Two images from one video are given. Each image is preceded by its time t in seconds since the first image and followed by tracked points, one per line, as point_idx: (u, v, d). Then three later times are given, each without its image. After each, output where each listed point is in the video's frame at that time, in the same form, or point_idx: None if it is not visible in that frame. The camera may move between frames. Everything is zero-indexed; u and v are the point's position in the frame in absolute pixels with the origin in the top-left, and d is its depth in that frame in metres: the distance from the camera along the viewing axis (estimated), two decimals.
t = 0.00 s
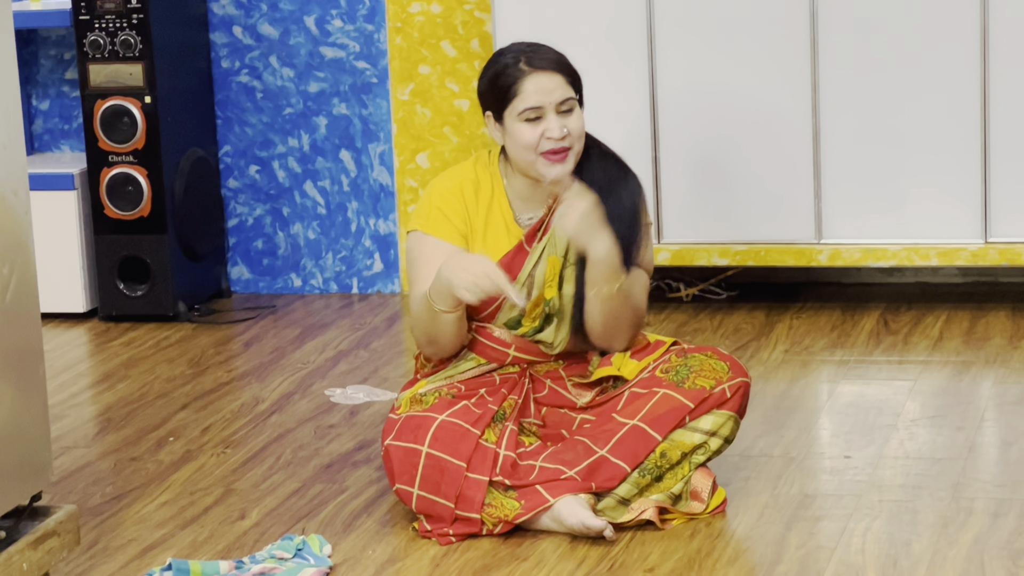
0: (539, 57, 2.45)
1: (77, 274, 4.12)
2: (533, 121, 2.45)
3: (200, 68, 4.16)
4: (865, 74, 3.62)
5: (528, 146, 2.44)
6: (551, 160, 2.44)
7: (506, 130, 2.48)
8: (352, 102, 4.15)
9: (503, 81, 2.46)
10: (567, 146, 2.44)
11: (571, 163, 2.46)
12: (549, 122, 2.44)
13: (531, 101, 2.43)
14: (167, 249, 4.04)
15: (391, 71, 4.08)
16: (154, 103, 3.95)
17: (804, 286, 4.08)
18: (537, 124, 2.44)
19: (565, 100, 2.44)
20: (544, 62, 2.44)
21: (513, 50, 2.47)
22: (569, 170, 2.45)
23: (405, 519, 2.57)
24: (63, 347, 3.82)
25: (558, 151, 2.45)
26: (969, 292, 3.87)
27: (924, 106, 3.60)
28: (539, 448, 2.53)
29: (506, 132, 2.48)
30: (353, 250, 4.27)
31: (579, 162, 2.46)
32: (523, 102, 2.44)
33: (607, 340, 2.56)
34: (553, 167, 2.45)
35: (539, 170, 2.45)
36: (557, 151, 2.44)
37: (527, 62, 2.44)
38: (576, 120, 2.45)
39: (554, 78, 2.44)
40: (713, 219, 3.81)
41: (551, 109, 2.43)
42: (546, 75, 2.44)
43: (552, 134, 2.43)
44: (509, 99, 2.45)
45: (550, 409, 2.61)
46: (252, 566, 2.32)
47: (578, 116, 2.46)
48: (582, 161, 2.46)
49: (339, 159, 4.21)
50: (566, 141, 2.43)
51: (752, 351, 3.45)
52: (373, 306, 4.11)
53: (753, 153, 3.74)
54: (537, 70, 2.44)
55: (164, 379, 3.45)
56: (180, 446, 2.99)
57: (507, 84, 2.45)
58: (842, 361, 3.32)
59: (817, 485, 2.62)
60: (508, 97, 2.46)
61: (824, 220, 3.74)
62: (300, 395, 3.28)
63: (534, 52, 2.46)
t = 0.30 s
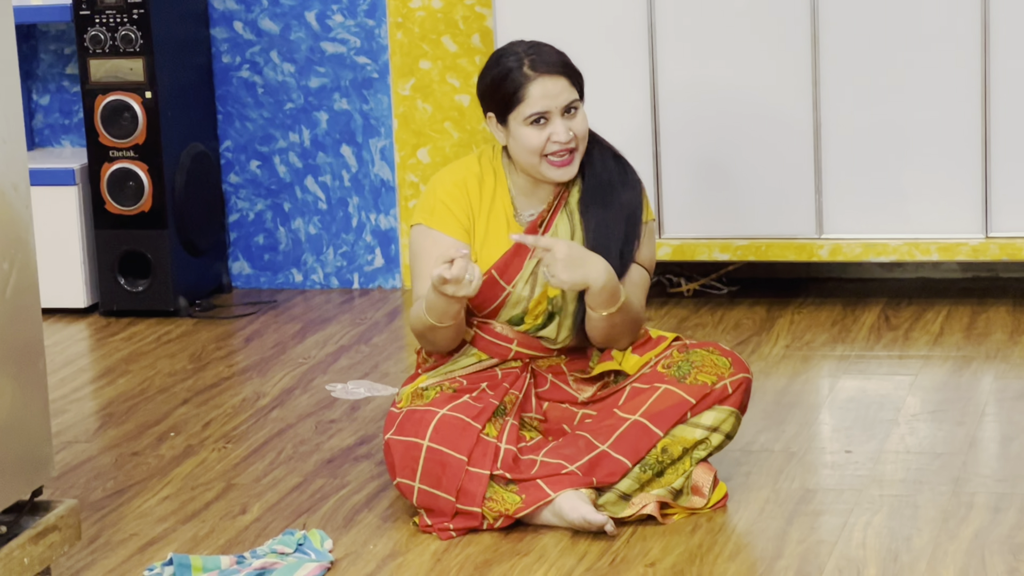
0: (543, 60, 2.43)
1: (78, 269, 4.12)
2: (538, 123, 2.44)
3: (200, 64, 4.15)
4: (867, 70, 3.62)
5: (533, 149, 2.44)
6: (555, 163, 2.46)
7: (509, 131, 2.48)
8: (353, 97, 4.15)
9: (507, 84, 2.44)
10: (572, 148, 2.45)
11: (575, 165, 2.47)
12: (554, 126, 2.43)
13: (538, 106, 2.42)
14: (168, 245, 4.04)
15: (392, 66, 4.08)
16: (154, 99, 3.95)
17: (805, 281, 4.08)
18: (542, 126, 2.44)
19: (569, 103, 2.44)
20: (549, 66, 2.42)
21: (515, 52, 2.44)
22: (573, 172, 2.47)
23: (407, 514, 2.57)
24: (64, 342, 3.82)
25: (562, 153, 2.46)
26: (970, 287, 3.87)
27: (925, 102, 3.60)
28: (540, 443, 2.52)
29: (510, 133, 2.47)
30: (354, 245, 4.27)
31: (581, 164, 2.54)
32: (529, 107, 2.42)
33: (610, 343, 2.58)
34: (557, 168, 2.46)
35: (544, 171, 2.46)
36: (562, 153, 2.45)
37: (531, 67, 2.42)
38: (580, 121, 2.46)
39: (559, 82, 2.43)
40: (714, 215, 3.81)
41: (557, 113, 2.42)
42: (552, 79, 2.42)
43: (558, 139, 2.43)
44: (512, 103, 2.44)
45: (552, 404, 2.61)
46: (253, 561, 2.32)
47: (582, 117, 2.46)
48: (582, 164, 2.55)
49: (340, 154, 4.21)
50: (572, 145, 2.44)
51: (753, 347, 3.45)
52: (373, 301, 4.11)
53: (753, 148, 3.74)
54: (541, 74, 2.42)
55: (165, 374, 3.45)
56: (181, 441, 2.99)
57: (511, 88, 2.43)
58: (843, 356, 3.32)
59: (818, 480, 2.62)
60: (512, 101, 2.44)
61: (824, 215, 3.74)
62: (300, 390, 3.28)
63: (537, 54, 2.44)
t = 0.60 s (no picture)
0: (543, 55, 2.43)
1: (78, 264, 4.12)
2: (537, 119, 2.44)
3: (200, 59, 4.16)
4: (868, 65, 3.62)
5: (531, 144, 2.44)
6: (552, 158, 2.45)
7: (507, 125, 2.48)
8: (354, 92, 4.15)
9: (506, 79, 2.44)
10: (571, 144, 2.45)
11: (572, 161, 2.47)
12: (553, 122, 2.43)
13: (536, 101, 2.42)
14: (168, 240, 4.05)
15: (392, 61, 4.08)
16: (155, 94, 3.96)
17: (805, 276, 4.08)
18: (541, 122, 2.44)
19: (569, 98, 2.44)
20: (548, 62, 2.42)
21: (515, 46, 2.44)
22: (571, 167, 2.47)
23: (407, 509, 2.57)
24: (64, 337, 3.82)
25: (560, 148, 2.46)
26: (970, 282, 3.87)
27: (925, 97, 3.61)
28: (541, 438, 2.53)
29: (508, 128, 2.47)
30: (354, 240, 4.27)
31: (579, 157, 2.55)
32: (528, 102, 2.42)
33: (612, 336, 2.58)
34: (554, 164, 2.46)
35: (541, 166, 2.46)
36: (560, 148, 2.45)
37: (531, 62, 2.43)
38: (579, 117, 2.46)
39: (559, 77, 2.43)
40: (715, 209, 3.81)
41: (556, 109, 2.42)
42: (551, 75, 2.42)
43: (557, 134, 2.43)
44: (511, 97, 2.44)
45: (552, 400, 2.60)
46: (253, 555, 2.33)
47: (580, 113, 2.46)
48: (580, 158, 2.55)
49: (340, 149, 4.21)
50: (570, 140, 2.44)
51: (753, 342, 3.45)
52: (373, 296, 4.12)
53: (754, 143, 3.75)
54: (542, 69, 2.42)
55: (165, 369, 3.45)
56: (181, 435, 2.99)
57: (510, 83, 2.44)
58: (843, 351, 3.32)
59: (818, 474, 2.62)
60: (510, 96, 2.44)
61: (824, 210, 3.74)
62: (301, 385, 3.29)
63: (537, 49, 2.44)
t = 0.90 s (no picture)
0: (537, 56, 2.43)
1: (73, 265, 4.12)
2: (532, 119, 2.44)
3: (197, 60, 4.15)
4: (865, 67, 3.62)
5: (526, 145, 2.44)
6: (548, 158, 2.45)
7: (503, 126, 2.47)
8: (350, 93, 4.15)
9: (501, 81, 2.44)
10: (566, 144, 2.44)
11: (568, 161, 2.47)
12: (548, 123, 2.43)
13: (531, 103, 2.42)
14: (164, 240, 4.04)
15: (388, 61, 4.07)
16: (151, 94, 3.95)
17: (801, 276, 4.08)
18: (536, 123, 2.44)
19: (564, 99, 2.43)
20: (543, 63, 2.42)
21: (509, 48, 2.44)
22: (567, 167, 2.46)
23: (402, 510, 2.57)
24: (60, 338, 3.82)
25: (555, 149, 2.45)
26: (967, 283, 3.88)
27: (921, 98, 3.60)
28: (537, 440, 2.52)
29: (504, 128, 2.47)
30: (350, 241, 4.27)
31: (574, 158, 2.54)
32: (523, 104, 2.42)
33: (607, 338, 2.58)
34: (550, 164, 2.46)
35: (537, 166, 2.46)
36: (555, 149, 2.45)
37: (526, 63, 2.42)
38: (574, 118, 2.46)
39: (554, 78, 2.42)
40: (711, 210, 3.81)
41: (550, 110, 2.42)
42: (546, 76, 2.42)
43: (551, 135, 2.43)
44: (506, 98, 2.44)
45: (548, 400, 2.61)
46: (249, 557, 2.32)
47: (575, 113, 2.46)
48: (575, 159, 2.54)
49: (336, 149, 4.20)
50: (565, 141, 2.43)
51: (749, 343, 3.44)
52: (369, 297, 4.11)
53: (750, 144, 3.74)
54: (536, 71, 2.42)
55: (161, 370, 3.45)
56: (177, 436, 2.99)
57: (504, 84, 2.43)
58: (840, 352, 3.32)
59: (814, 476, 2.62)
60: (505, 97, 2.44)
61: (821, 211, 3.74)
62: (297, 386, 3.28)
63: (531, 50, 2.43)
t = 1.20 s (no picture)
0: (537, 56, 2.44)
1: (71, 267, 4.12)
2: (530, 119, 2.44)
3: (195, 62, 4.15)
4: (863, 69, 3.62)
5: (525, 145, 2.44)
6: (547, 158, 2.45)
7: (501, 125, 2.47)
8: (348, 95, 4.15)
9: (500, 80, 2.44)
10: (564, 144, 2.44)
11: (566, 162, 2.47)
12: (547, 122, 2.43)
13: (531, 101, 2.42)
14: (162, 241, 4.05)
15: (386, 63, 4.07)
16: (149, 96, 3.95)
17: (799, 278, 4.08)
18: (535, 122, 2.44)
19: (564, 100, 2.44)
20: (544, 62, 2.43)
21: (510, 48, 2.44)
22: (564, 168, 2.46)
23: (400, 512, 2.57)
24: (58, 340, 3.82)
25: (554, 149, 2.45)
26: (965, 285, 3.88)
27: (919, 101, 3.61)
28: (534, 441, 2.52)
29: (502, 128, 2.47)
30: (348, 243, 4.27)
31: (571, 161, 2.54)
32: (522, 102, 2.42)
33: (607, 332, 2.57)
34: (548, 164, 2.46)
35: (535, 166, 2.46)
36: (553, 148, 2.45)
37: (526, 62, 2.43)
38: (573, 119, 2.46)
39: (554, 78, 2.43)
40: (709, 211, 3.81)
41: (550, 110, 2.42)
42: (546, 75, 2.42)
43: (550, 135, 2.43)
44: (505, 98, 2.44)
45: (546, 402, 2.60)
46: (246, 558, 2.32)
47: (574, 115, 2.46)
48: (572, 162, 2.54)
49: (334, 152, 4.21)
50: (564, 141, 2.44)
51: (748, 344, 3.44)
52: (367, 299, 4.11)
53: (747, 145, 3.75)
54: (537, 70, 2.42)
55: (158, 372, 3.44)
56: (175, 439, 2.99)
57: (504, 83, 2.43)
58: (838, 354, 3.32)
59: (812, 477, 2.62)
60: (504, 96, 2.44)
61: (819, 213, 3.74)
62: (295, 388, 3.28)
63: (531, 50, 2.44)
